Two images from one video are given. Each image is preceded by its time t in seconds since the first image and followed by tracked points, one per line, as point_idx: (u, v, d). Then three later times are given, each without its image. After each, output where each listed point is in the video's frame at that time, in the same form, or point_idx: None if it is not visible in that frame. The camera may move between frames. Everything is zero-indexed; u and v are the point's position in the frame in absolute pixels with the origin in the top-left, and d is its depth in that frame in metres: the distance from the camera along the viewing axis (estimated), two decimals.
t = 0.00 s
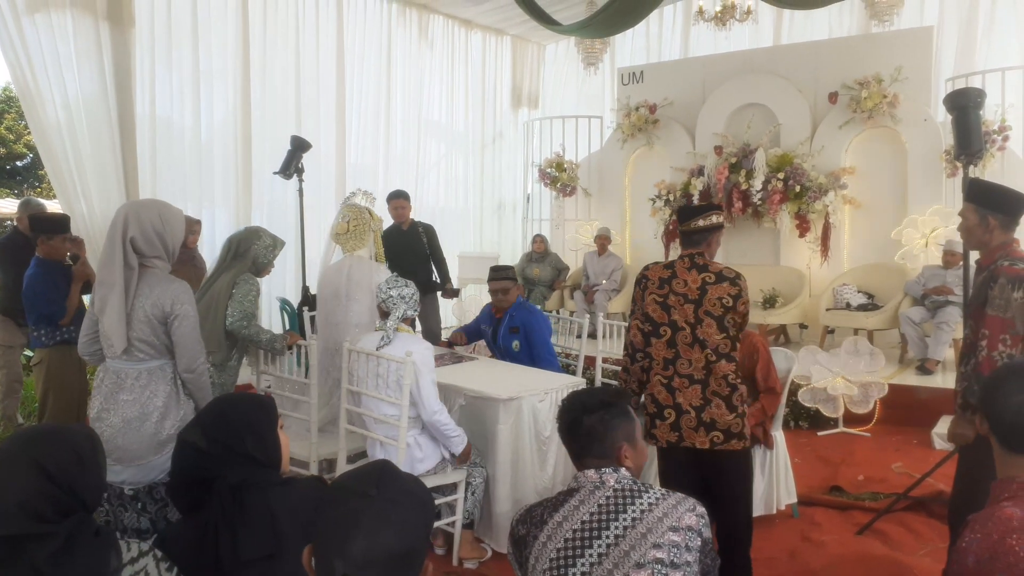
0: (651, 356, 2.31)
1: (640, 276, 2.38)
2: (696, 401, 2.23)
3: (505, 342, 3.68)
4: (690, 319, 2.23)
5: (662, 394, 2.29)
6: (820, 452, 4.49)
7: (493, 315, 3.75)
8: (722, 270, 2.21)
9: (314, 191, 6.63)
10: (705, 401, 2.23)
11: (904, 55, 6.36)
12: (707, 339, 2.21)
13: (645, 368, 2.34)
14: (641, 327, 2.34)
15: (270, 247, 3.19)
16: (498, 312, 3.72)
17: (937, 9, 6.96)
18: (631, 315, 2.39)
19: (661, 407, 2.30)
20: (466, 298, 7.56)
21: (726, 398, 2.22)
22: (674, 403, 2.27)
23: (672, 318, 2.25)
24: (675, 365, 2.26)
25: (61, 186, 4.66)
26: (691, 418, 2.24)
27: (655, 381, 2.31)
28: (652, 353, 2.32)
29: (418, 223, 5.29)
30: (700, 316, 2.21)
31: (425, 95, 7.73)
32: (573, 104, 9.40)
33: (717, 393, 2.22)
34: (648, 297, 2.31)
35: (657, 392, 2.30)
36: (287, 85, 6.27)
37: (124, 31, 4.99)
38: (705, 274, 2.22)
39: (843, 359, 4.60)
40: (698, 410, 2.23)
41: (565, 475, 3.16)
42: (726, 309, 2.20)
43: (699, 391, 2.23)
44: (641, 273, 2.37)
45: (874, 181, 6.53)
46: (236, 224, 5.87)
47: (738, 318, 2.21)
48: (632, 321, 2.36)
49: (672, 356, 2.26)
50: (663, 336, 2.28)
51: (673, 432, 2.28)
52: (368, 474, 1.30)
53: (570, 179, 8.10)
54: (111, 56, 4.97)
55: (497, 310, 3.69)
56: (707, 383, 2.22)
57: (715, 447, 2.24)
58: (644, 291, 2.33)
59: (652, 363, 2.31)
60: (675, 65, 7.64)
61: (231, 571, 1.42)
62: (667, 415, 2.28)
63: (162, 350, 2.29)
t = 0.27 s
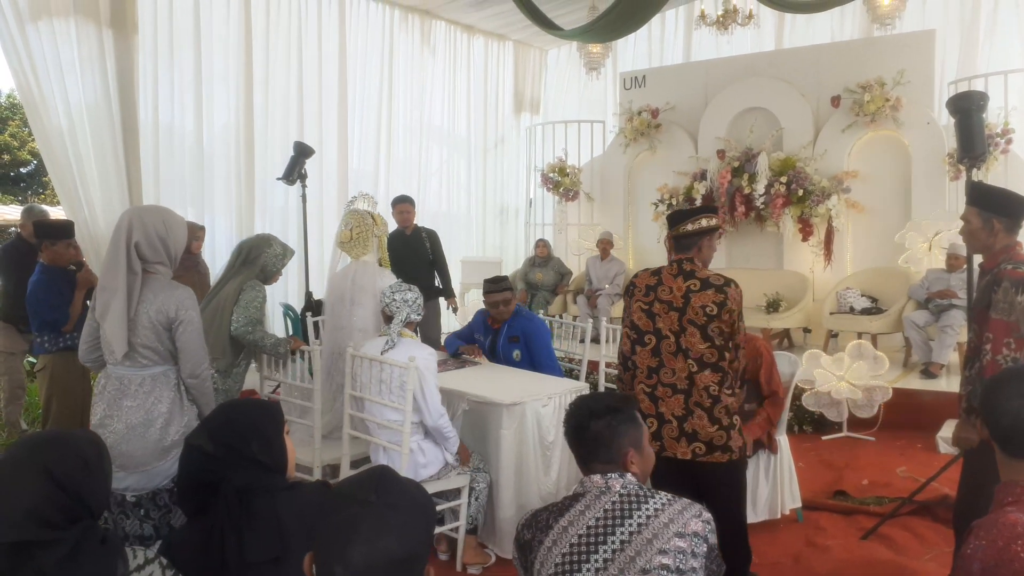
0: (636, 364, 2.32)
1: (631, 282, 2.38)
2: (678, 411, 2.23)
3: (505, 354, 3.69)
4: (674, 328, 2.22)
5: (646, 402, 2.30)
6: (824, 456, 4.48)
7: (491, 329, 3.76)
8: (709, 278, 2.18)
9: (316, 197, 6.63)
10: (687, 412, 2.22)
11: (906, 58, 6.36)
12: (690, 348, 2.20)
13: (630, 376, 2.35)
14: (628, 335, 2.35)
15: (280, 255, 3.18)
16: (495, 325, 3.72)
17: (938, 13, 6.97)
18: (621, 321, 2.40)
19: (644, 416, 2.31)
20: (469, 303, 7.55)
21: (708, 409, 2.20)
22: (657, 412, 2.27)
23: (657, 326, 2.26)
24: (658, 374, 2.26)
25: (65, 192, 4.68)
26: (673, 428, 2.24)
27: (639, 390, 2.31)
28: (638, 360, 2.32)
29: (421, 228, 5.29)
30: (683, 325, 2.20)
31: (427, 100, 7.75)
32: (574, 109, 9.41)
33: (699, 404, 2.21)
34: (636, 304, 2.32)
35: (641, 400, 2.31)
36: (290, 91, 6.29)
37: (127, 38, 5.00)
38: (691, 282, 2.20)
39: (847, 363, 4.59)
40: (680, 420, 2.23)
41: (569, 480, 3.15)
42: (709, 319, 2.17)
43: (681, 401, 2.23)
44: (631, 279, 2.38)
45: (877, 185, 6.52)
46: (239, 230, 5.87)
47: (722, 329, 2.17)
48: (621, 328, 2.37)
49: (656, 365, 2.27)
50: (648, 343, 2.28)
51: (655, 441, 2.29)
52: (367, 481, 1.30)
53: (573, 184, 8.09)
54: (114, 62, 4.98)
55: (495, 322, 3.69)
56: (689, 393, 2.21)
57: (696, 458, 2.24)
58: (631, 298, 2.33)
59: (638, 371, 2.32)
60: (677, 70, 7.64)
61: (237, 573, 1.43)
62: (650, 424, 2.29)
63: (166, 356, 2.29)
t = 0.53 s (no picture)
0: (629, 368, 2.33)
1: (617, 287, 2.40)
2: (675, 413, 2.24)
3: (502, 354, 3.69)
4: (664, 330, 2.24)
5: (643, 406, 2.30)
6: (821, 456, 4.48)
7: (488, 328, 3.76)
8: (694, 277, 2.19)
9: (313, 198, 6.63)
10: (684, 413, 2.23)
11: (902, 58, 6.37)
12: (681, 349, 2.22)
13: (625, 381, 2.36)
14: (619, 340, 2.36)
15: (281, 258, 3.21)
16: (493, 325, 3.73)
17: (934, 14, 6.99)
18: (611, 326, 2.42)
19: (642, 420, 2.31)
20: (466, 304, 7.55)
21: (704, 409, 2.22)
22: (654, 416, 2.28)
23: (648, 329, 2.27)
24: (652, 377, 2.27)
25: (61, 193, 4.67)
26: (670, 431, 2.25)
27: (635, 394, 2.32)
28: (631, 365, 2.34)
29: (418, 229, 5.30)
30: (673, 326, 2.22)
31: (424, 101, 7.75)
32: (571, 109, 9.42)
33: (695, 404, 2.22)
34: (624, 308, 2.33)
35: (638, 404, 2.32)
36: (286, 92, 6.28)
37: (123, 39, 4.99)
38: (677, 282, 2.21)
39: (844, 363, 4.60)
40: (677, 422, 2.24)
41: (567, 481, 3.15)
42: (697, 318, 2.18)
43: (677, 403, 2.24)
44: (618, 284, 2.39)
45: (873, 185, 6.54)
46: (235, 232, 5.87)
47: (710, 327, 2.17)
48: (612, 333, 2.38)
49: (649, 369, 2.28)
50: (640, 347, 2.30)
51: (653, 445, 2.29)
52: (360, 482, 1.34)
53: (570, 184, 8.09)
54: (110, 64, 4.98)
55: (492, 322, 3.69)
56: (683, 394, 2.23)
57: (696, 460, 2.24)
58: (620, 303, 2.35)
59: (632, 376, 2.33)
60: (673, 71, 7.65)
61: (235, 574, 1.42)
62: (647, 428, 2.30)
63: (163, 358, 2.30)
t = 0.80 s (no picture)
0: (632, 369, 2.33)
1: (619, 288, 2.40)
2: (677, 414, 2.24)
3: (502, 347, 3.68)
4: (665, 330, 2.24)
5: (647, 407, 2.30)
6: (820, 453, 4.49)
7: (491, 317, 3.75)
8: (694, 276, 2.18)
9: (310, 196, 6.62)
10: (686, 413, 2.23)
11: (901, 55, 6.37)
12: (683, 349, 2.22)
13: (628, 382, 2.36)
14: (622, 341, 2.37)
15: (284, 258, 3.18)
16: (496, 313, 3.72)
17: (932, 11, 6.98)
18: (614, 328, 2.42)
19: (645, 421, 2.31)
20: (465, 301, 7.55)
21: (706, 408, 2.21)
22: (658, 416, 2.28)
23: (650, 330, 2.28)
24: (655, 378, 2.28)
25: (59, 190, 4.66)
26: (673, 432, 2.25)
27: (638, 395, 2.32)
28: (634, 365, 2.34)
29: (416, 227, 5.29)
30: (675, 326, 2.22)
31: (422, 98, 7.73)
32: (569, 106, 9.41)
33: (697, 404, 2.22)
34: (626, 309, 2.34)
35: (641, 405, 2.32)
36: (284, 89, 6.26)
37: (120, 35, 4.97)
38: (677, 281, 2.21)
39: (842, 360, 4.60)
40: (680, 423, 2.24)
41: (567, 477, 3.15)
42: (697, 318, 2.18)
43: (680, 402, 2.24)
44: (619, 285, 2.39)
45: (871, 182, 6.55)
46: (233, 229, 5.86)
47: (710, 326, 2.16)
48: (614, 334, 2.39)
49: (652, 369, 2.28)
50: (643, 348, 2.30)
51: (657, 446, 2.29)
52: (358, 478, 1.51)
53: (568, 182, 8.08)
54: (107, 61, 4.96)
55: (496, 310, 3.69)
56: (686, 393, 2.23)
57: (700, 460, 2.24)
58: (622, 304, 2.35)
59: (635, 377, 2.33)
60: (672, 68, 7.64)
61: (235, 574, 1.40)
62: (652, 429, 2.29)
63: (164, 356, 2.29)
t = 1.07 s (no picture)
0: (636, 368, 2.34)
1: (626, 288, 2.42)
2: (678, 414, 2.24)
3: (507, 346, 3.68)
4: (668, 330, 2.25)
5: (650, 407, 2.31)
6: (825, 453, 4.48)
7: (497, 317, 3.76)
8: (696, 276, 2.19)
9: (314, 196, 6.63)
10: (687, 414, 2.23)
11: (906, 54, 6.35)
12: (685, 350, 2.22)
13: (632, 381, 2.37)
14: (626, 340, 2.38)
15: (290, 261, 3.27)
16: (502, 312, 3.73)
17: (937, 9, 6.96)
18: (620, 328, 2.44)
19: (648, 420, 2.32)
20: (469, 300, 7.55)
21: (708, 410, 2.21)
22: (660, 416, 2.28)
23: (653, 329, 2.29)
24: (657, 377, 2.28)
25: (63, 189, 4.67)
26: (674, 432, 2.25)
27: (642, 394, 2.33)
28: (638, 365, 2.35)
29: (419, 227, 5.30)
30: (677, 327, 2.23)
31: (425, 98, 7.74)
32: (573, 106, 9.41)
33: (699, 405, 2.22)
34: (631, 308, 2.36)
35: (645, 404, 2.33)
36: (288, 88, 6.27)
37: (124, 36, 4.99)
38: (680, 282, 2.21)
39: (847, 359, 4.59)
40: (682, 423, 2.24)
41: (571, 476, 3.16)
42: (698, 319, 2.18)
43: (682, 403, 2.24)
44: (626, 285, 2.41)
45: (875, 181, 6.53)
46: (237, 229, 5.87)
47: (711, 328, 2.16)
48: (619, 333, 2.40)
49: (655, 369, 2.29)
50: (646, 347, 2.31)
51: (659, 446, 2.29)
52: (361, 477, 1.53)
53: (572, 181, 8.08)
54: (111, 61, 4.97)
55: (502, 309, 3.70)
56: (687, 394, 2.23)
57: (701, 461, 2.23)
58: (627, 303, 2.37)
59: (638, 376, 2.34)
60: (676, 67, 7.64)
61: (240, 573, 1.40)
62: (654, 429, 2.30)
63: (172, 355, 2.30)
